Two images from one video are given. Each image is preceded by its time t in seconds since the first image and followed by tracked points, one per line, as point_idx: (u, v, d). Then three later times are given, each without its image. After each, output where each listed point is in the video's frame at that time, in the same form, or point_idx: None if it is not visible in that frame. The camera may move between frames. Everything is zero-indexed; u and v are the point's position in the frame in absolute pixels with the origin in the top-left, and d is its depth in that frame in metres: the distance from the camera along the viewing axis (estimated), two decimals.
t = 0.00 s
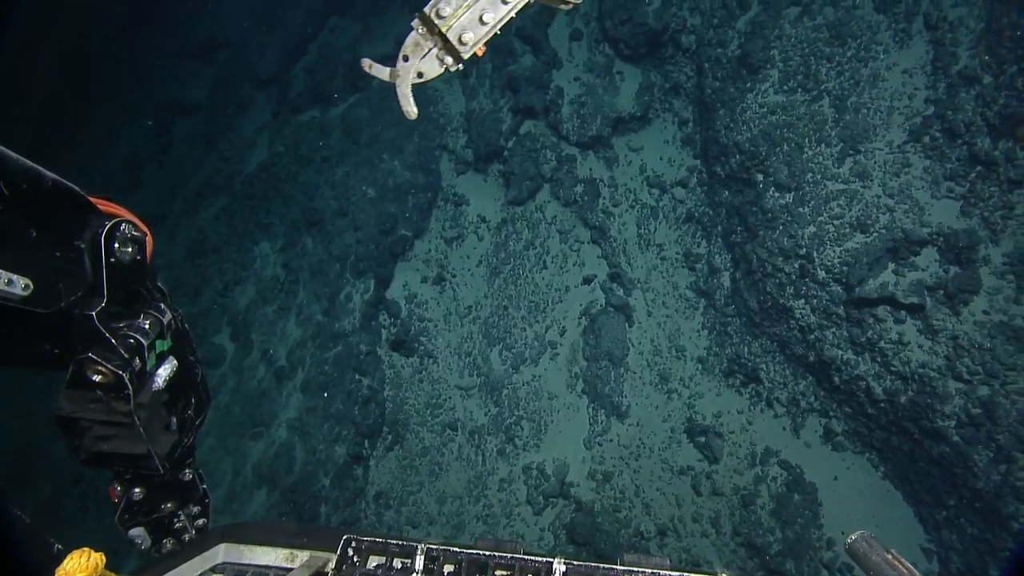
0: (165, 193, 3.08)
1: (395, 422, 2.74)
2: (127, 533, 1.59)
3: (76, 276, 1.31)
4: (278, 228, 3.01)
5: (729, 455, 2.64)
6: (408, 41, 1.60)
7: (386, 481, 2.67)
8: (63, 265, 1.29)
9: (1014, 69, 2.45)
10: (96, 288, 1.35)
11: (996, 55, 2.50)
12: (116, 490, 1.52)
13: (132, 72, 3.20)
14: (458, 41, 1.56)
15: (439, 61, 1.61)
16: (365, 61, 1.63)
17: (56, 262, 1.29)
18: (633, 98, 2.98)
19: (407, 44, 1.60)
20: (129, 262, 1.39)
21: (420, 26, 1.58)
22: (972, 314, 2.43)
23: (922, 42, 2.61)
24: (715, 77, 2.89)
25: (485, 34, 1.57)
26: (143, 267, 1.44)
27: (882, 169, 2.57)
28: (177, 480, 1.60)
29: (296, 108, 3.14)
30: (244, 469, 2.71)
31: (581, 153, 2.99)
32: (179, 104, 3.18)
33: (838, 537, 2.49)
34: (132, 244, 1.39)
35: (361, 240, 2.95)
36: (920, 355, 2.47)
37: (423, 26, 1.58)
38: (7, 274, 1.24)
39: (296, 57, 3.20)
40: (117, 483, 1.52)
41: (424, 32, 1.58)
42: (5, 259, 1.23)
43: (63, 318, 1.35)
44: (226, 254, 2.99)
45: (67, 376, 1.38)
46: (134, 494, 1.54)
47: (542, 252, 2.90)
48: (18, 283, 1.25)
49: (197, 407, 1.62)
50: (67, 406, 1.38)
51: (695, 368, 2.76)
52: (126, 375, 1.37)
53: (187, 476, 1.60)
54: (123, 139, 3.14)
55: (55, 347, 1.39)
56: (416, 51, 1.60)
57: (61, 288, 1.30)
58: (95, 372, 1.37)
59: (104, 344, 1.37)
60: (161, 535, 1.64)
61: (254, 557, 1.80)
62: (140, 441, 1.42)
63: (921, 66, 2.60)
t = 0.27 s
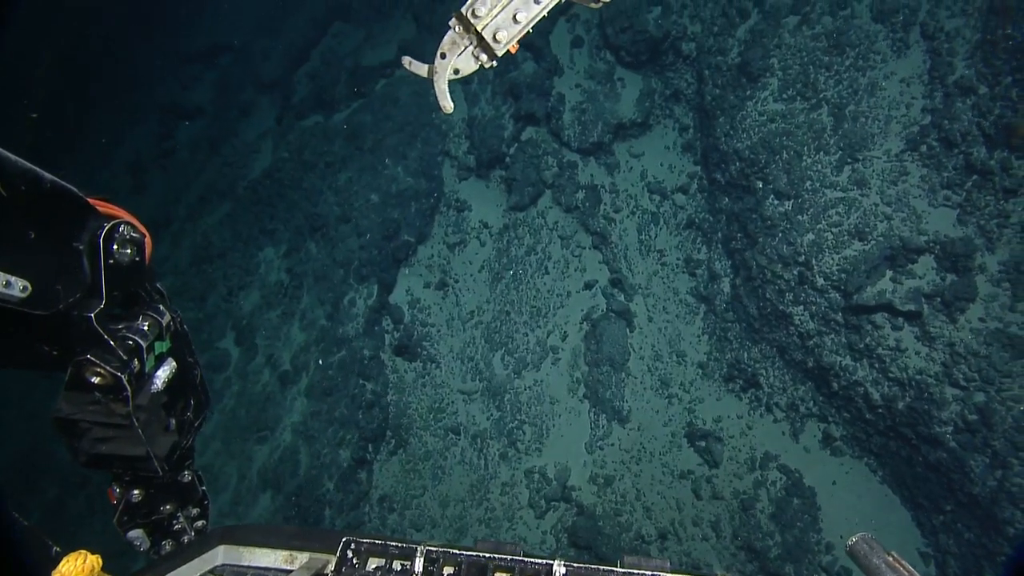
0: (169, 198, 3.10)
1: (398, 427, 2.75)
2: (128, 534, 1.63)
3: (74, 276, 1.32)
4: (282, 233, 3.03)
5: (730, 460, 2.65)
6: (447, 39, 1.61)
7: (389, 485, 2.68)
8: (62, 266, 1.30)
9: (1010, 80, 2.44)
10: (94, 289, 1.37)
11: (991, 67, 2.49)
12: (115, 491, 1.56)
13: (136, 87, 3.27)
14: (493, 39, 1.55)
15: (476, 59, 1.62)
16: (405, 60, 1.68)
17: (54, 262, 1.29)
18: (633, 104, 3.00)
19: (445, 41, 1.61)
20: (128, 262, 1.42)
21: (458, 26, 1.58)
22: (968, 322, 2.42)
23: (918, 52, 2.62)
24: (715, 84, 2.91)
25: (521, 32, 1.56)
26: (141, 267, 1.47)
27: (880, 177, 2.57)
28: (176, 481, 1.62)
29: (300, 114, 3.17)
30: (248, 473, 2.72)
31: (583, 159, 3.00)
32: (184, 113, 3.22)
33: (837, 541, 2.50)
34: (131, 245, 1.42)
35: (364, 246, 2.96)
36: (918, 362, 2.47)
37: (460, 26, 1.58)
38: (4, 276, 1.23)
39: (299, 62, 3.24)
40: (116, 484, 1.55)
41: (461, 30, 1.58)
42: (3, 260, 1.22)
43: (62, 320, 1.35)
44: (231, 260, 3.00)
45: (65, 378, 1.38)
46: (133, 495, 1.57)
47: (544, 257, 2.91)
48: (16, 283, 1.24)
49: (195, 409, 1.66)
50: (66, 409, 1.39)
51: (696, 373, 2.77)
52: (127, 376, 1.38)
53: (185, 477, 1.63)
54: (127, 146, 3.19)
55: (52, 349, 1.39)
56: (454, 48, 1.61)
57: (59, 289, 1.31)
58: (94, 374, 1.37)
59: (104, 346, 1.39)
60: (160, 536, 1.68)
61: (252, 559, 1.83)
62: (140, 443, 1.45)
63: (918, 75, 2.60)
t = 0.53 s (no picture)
0: (170, 201, 3.09)
1: (400, 430, 2.77)
2: (123, 538, 1.64)
3: (70, 279, 1.35)
4: (285, 238, 3.05)
5: (729, 463, 2.66)
6: (469, 39, 1.81)
7: (393, 488, 2.70)
8: (57, 268, 1.33)
9: (1005, 89, 2.50)
10: (90, 291, 1.40)
11: (987, 75, 2.53)
12: (111, 495, 1.57)
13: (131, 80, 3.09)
14: (513, 38, 1.76)
15: (497, 57, 1.83)
16: (428, 59, 1.89)
17: (49, 264, 1.33)
18: (634, 110, 3.01)
19: (468, 41, 1.81)
20: (123, 264, 1.46)
21: (480, 28, 1.79)
22: (965, 328, 2.45)
23: (916, 60, 2.64)
24: (715, 89, 2.92)
25: (539, 31, 1.77)
26: (137, 269, 1.51)
27: (878, 184, 2.59)
28: (173, 485, 1.63)
29: (302, 119, 3.18)
30: (252, 476, 2.73)
31: (584, 164, 3.01)
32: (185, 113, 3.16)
33: (835, 544, 2.52)
34: (127, 247, 1.46)
35: (367, 250, 2.98)
36: (914, 368, 2.50)
37: (481, 28, 1.79)
38: None
39: (301, 66, 3.22)
40: (112, 488, 1.57)
41: (482, 30, 1.79)
42: None
43: (58, 322, 1.38)
44: (235, 264, 3.02)
45: (60, 381, 1.42)
46: (130, 499, 1.58)
47: (545, 262, 2.93)
48: (9, 285, 1.27)
49: (193, 412, 1.67)
50: (62, 413, 1.42)
51: (696, 376, 2.78)
52: (122, 379, 1.41)
53: (182, 480, 1.64)
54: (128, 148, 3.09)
55: (48, 352, 1.42)
56: (476, 48, 1.82)
57: (54, 291, 1.33)
58: (90, 377, 1.40)
59: (100, 349, 1.42)
60: (157, 541, 1.69)
61: (251, 562, 1.84)
62: (136, 446, 1.47)
63: (915, 83, 2.62)
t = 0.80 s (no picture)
0: (175, 205, 3.12)
1: (404, 434, 2.78)
2: (121, 542, 1.71)
3: (66, 281, 1.39)
4: (288, 242, 3.06)
5: (729, 467, 2.67)
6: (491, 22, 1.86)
7: (397, 491, 2.72)
8: (56, 270, 1.38)
9: (1002, 98, 2.52)
10: (86, 294, 1.44)
11: (984, 84, 2.55)
12: (110, 498, 1.64)
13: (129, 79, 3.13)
14: (536, 21, 1.82)
15: (518, 40, 1.89)
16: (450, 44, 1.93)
17: (46, 266, 1.37)
18: (635, 115, 3.02)
19: (491, 25, 1.86)
20: (119, 266, 1.50)
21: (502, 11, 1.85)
22: (961, 334, 2.47)
23: (914, 68, 2.65)
24: (715, 95, 2.93)
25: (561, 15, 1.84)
26: (132, 271, 1.56)
27: (876, 192, 2.60)
28: (172, 488, 1.70)
29: (305, 123, 3.20)
30: (256, 479, 2.75)
31: (585, 169, 3.03)
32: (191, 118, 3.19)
33: (834, 548, 2.53)
34: (123, 249, 1.51)
35: (370, 255, 2.99)
36: (912, 374, 2.51)
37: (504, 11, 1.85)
38: None
39: (303, 71, 3.24)
40: (110, 492, 1.63)
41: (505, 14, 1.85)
42: None
43: (53, 324, 1.42)
44: (239, 268, 3.03)
45: (56, 385, 1.45)
46: (127, 502, 1.65)
47: (546, 266, 2.94)
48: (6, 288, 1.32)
49: (191, 415, 1.74)
50: (57, 416, 1.46)
51: (697, 381, 2.79)
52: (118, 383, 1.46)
53: (181, 484, 1.71)
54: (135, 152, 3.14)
55: (44, 355, 1.46)
56: (498, 32, 1.87)
57: (50, 295, 1.38)
58: (86, 381, 1.44)
59: (96, 352, 1.46)
60: (154, 543, 1.77)
61: (249, 566, 1.80)
62: (133, 450, 1.51)
63: (913, 91, 2.64)
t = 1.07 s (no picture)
0: (181, 211, 3.16)
1: (407, 438, 2.79)
2: (117, 547, 1.70)
3: (62, 285, 1.40)
4: (293, 247, 3.08)
5: (729, 471, 2.68)
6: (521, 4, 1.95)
7: (401, 495, 2.72)
8: (52, 273, 1.39)
9: (998, 108, 2.49)
10: (82, 298, 1.45)
11: (980, 97, 2.54)
12: (107, 502, 1.65)
13: (131, 83, 3.33)
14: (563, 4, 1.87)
15: (546, 24, 1.96)
16: (480, 25, 2.03)
17: (41, 270, 1.38)
18: (636, 121, 3.04)
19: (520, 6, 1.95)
20: (115, 269, 1.51)
21: None
22: (958, 342, 2.46)
23: (912, 77, 2.66)
24: (716, 103, 2.95)
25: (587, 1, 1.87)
26: (129, 274, 1.56)
27: (875, 200, 2.61)
28: (169, 492, 1.72)
29: (308, 127, 3.20)
30: (260, 483, 2.76)
31: (586, 175, 3.05)
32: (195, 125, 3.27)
33: (833, 552, 2.53)
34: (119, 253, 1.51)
35: (373, 260, 3.00)
36: (910, 381, 2.51)
37: None
38: None
39: (307, 77, 3.26)
40: (107, 496, 1.65)
41: None
42: None
43: (49, 329, 1.42)
44: (244, 272, 3.05)
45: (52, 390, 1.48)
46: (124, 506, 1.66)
47: (548, 271, 2.95)
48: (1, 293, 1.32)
49: (189, 419, 1.74)
50: (53, 421, 1.49)
51: (697, 386, 2.80)
52: (115, 387, 1.48)
53: (178, 488, 1.73)
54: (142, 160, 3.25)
55: (39, 359, 1.46)
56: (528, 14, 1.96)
57: (46, 299, 1.39)
58: (83, 386, 1.46)
59: (92, 357, 1.47)
60: (151, 547, 1.76)
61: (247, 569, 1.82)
62: (129, 454, 1.54)
63: (912, 100, 2.65)
